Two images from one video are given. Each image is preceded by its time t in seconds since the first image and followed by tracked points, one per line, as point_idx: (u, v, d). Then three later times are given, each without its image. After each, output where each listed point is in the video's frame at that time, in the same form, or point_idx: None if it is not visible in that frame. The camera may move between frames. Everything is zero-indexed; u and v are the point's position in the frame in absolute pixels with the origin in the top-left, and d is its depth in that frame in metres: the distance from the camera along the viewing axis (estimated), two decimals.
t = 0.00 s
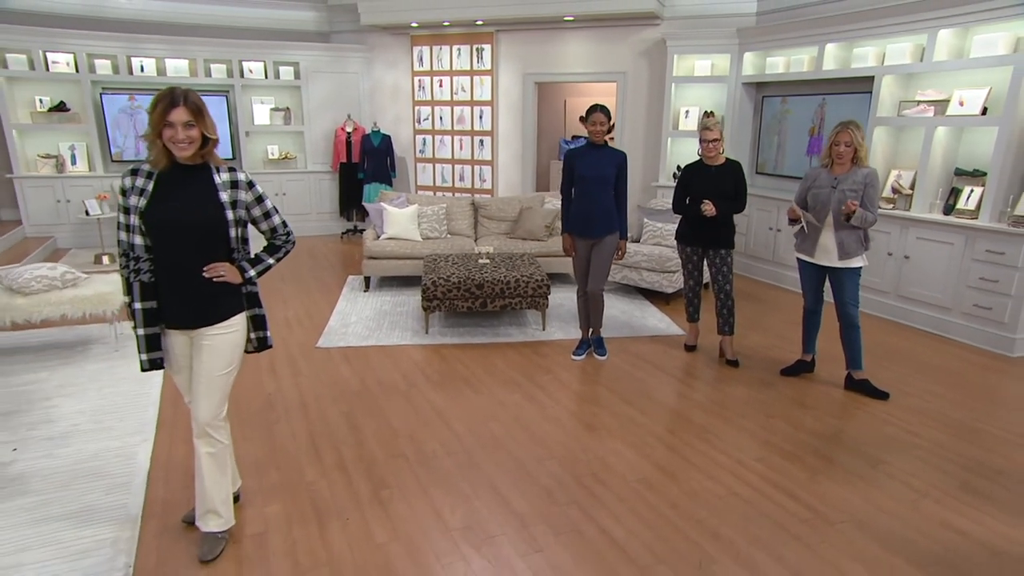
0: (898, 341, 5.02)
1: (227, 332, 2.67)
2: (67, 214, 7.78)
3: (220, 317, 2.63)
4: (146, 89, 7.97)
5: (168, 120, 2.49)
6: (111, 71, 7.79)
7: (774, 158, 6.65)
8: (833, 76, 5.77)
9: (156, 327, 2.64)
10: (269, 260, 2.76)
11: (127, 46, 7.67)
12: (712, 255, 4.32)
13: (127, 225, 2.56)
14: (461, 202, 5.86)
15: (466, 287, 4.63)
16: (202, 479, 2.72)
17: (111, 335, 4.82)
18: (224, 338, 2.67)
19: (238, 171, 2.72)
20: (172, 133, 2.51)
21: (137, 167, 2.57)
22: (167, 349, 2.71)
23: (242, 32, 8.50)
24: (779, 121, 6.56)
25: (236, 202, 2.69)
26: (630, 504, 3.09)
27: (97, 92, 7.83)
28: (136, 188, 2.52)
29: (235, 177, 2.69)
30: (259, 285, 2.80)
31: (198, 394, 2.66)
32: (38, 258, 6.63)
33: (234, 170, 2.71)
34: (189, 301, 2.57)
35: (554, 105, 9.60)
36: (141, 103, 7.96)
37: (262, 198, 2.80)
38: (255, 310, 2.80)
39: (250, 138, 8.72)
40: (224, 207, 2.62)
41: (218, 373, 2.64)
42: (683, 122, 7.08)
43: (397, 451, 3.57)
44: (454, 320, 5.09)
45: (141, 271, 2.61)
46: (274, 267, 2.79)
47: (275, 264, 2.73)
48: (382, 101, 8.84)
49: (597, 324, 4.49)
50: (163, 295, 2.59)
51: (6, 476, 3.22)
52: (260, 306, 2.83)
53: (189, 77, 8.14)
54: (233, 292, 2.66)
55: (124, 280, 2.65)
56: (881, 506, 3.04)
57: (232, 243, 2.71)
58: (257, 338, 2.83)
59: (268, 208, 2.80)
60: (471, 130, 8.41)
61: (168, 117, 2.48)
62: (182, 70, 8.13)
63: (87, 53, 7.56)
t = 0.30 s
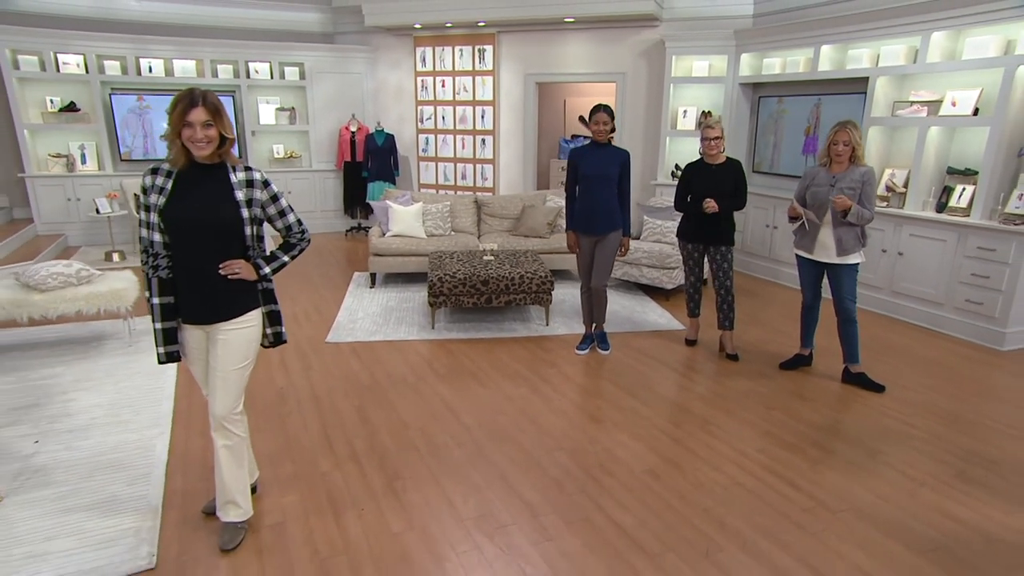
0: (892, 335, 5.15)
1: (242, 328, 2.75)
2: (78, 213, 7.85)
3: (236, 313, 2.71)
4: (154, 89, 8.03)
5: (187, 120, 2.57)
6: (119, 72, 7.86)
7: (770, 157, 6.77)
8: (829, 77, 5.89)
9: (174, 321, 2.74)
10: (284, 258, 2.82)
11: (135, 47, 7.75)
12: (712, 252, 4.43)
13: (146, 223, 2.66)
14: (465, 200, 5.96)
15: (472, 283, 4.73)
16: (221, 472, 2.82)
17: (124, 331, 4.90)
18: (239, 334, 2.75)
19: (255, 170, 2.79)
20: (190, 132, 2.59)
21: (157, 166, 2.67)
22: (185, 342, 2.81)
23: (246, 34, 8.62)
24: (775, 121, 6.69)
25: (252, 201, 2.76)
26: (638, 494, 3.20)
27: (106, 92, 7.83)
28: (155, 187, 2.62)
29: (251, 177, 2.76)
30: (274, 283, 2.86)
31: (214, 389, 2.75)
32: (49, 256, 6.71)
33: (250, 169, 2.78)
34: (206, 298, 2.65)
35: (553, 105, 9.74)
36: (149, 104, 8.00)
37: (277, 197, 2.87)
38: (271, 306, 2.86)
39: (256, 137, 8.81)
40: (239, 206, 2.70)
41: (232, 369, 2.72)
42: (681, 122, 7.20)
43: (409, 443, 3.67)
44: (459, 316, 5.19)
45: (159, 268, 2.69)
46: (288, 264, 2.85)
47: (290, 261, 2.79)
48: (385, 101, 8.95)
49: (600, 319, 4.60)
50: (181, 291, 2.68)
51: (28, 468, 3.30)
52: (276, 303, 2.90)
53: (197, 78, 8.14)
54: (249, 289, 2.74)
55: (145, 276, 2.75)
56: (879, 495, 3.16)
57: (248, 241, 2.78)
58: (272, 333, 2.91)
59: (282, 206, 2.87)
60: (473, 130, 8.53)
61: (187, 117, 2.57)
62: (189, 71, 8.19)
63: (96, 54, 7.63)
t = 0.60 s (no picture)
0: (887, 330, 5.29)
1: (255, 324, 2.80)
2: (88, 211, 7.91)
3: (247, 310, 2.76)
4: (164, 90, 8.13)
5: (203, 120, 2.64)
6: (128, 73, 7.93)
7: (767, 155, 6.90)
8: (824, 78, 6.02)
9: (188, 316, 2.81)
10: (295, 256, 2.88)
11: (144, 49, 7.84)
12: (713, 249, 4.54)
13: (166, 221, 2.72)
14: (468, 198, 6.06)
15: (477, 279, 4.83)
16: (237, 466, 2.88)
17: (137, 327, 5.00)
18: (252, 330, 2.80)
19: (268, 170, 2.85)
20: (206, 133, 2.65)
21: (176, 166, 2.76)
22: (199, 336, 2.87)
23: (250, 35, 8.70)
24: (771, 121, 6.81)
25: (264, 200, 2.82)
26: (644, 485, 3.31)
27: (115, 92, 7.92)
28: (172, 186, 2.70)
29: (264, 176, 2.82)
30: (287, 280, 2.92)
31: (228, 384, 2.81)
32: (61, 254, 6.79)
33: (263, 168, 2.85)
34: (218, 295, 2.71)
35: (554, 105, 9.86)
36: (158, 104, 8.11)
37: (289, 196, 2.91)
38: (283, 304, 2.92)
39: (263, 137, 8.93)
40: (252, 205, 2.76)
41: (246, 363, 2.77)
42: (679, 122, 7.33)
43: (420, 436, 3.77)
44: (464, 312, 5.30)
45: (175, 264, 2.78)
46: (301, 262, 2.92)
47: (301, 259, 2.85)
48: (388, 102, 9.05)
49: (603, 315, 4.72)
50: (194, 287, 2.75)
51: (51, 460, 3.38)
52: (289, 301, 2.95)
53: (203, 78, 8.21)
54: (260, 287, 2.79)
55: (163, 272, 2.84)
56: (876, 484, 3.28)
57: (260, 239, 2.85)
58: (285, 331, 2.96)
59: (295, 205, 2.92)
60: (475, 129, 8.64)
61: (203, 117, 2.63)
62: (197, 72, 8.28)
63: (105, 55, 7.70)
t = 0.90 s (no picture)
0: (880, 325, 5.43)
1: (268, 320, 2.87)
2: (97, 210, 7.96)
3: (260, 306, 2.83)
4: (171, 90, 8.21)
5: (218, 120, 2.71)
6: (136, 74, 8.01)
7: (762, 155, 7.04)
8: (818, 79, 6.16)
9: (204, 312, 2.89)
10: (307, 253, 2.95)
11: (151, 50, 7.91)
12: (711, 246, 4.66)
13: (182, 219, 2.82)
14: (469, 197, 6.17)
15: (481, 276, 4.93)
16: (251, 459, 2.97)
17: (149, 323, 5.09)
18: (264, 326, 2.88)
19: (280, 170, 2.93)
20: (221, 132, 2.73)
21: (192, 165, 2.83)
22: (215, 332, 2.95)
23: (254, 36, 8.79)
24: (767, 121, 6.95)
25: (276, 199, 2.88)
26: (648, 476, 3.42)
27: (123, 93, 8.03)
28: (188, 184, 2.78)
29: (276, 175, 2.89)
30: (298, 277, 2.99)
31: (241, 378, 2.88)
32: (71, 252, 6.88)
33: (275, 168, 2.91)
34: (232, 291, 2.79)
35: (553, 104, 9.99)
36: (165, 104, 8.19)
37: (301, 195, 2.97)
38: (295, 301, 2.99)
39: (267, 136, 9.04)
40: (264, 203, 2.83)
41: (258, 358, 2.85)
42: (677, 121, 7.46)
43: (429, 428, 3.87)
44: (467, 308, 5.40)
45: (191, 261, 2.86)
46: (312, 260, 2.99)
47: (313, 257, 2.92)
48: (390, 101, 9.15)
49: (604, 311, 4.84)
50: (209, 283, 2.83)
51: (71, 452, 3.47)
52: (300, 298, 3.02)
53: (209, 78, 8.35)
54: (272, 283, 2.87)
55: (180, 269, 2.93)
56: (871, 474, 3.41)
57: (272, 237, 2.92)
58: (296, 327, 3.03)
59: (306, 204, 2.98)
60: (476, 129, 8.75)
61: (218, 117, 2.70)
62: (203, 72, 8.37)
63: (113, 56, 7.79)
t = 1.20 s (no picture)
0: (872, 320, 5.58)
1: (282, 315, 2.96)
2: (106, 208, 8.04)
3: (274, 301, 2.93)
4: (178, 91, 8.30)
5: (234, 121, 2.79)
6: (144, 75, 8.10)
7: (757, 154, 7.19)
8: (811, 80, 6.30)
9: (219, 308, 2.98)
10: (319, 250, 3.03)
11: (158, 51, 7.99)
12: (708, 244, 4.79)
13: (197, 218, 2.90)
14: (471, 195, 6.28)
15: (484, 273, 5.05)
16: (265, 449, 3.07)
17: (159, 319, 5.19)
18: (279, 320, 2.97)
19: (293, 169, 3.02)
20: (236, 133, 2.81)
21: (208, 166, 2.92)
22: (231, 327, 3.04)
23: (258, 37, 8.88)
24: (761, 122, 7.10)
25: (289, 197, 2.96)
26: (649, 466, 3.54)
27: (131, 94, 8.11)
28: (204, 184, 2.87)
29: (289, 175, 2.97)
30: (311, 274, 3.08)
31: (256, 370, 2.98)
32: (80, 250, 6.97)
33: (288, 168, 3.00)
34: (248, 287, 2.88)
35: (552, 104, 10.12)
36: (171, 104, 8.27)
37: (313, 193, 3.06)
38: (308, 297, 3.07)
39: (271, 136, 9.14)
40: (278, 202, 2.91)
41: (273, 352, 2.94)
42: (674, 121, 7.61)
43: (436, 421, 3.98)
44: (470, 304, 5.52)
45: (207, 258, 2.95)
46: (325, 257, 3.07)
47: (326, 253, 3.00)
48: (392, 101, 9.25)
49: (604, 307, 4.96)
50: (225, 280, 2.92)
51: (89, 444, 3.57)
52: (313, 293, 3.11)
53: (215, 79, 8.43)
54: (286, 280, 2.95)
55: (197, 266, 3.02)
56: (864, 464, 3.54)
57: (286, 235, 3.00)
58: (310, 322, 3.12)
59: (319, 203, 3.06)
60: (477, 128, 8.87)
61: (233, 118, 2.78)
62: (208, 73, 8.45)
63: (122, 58, 7.88)
